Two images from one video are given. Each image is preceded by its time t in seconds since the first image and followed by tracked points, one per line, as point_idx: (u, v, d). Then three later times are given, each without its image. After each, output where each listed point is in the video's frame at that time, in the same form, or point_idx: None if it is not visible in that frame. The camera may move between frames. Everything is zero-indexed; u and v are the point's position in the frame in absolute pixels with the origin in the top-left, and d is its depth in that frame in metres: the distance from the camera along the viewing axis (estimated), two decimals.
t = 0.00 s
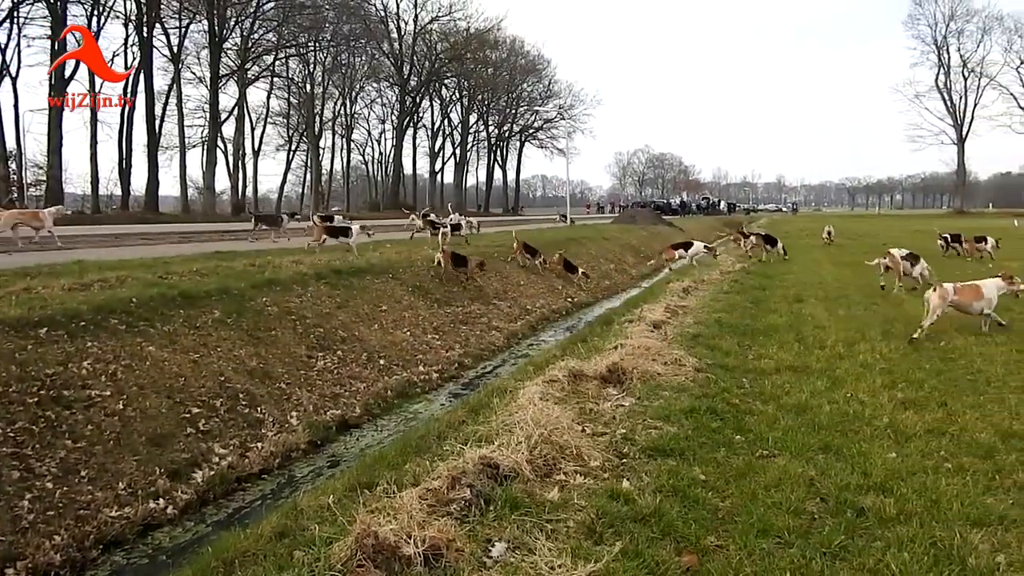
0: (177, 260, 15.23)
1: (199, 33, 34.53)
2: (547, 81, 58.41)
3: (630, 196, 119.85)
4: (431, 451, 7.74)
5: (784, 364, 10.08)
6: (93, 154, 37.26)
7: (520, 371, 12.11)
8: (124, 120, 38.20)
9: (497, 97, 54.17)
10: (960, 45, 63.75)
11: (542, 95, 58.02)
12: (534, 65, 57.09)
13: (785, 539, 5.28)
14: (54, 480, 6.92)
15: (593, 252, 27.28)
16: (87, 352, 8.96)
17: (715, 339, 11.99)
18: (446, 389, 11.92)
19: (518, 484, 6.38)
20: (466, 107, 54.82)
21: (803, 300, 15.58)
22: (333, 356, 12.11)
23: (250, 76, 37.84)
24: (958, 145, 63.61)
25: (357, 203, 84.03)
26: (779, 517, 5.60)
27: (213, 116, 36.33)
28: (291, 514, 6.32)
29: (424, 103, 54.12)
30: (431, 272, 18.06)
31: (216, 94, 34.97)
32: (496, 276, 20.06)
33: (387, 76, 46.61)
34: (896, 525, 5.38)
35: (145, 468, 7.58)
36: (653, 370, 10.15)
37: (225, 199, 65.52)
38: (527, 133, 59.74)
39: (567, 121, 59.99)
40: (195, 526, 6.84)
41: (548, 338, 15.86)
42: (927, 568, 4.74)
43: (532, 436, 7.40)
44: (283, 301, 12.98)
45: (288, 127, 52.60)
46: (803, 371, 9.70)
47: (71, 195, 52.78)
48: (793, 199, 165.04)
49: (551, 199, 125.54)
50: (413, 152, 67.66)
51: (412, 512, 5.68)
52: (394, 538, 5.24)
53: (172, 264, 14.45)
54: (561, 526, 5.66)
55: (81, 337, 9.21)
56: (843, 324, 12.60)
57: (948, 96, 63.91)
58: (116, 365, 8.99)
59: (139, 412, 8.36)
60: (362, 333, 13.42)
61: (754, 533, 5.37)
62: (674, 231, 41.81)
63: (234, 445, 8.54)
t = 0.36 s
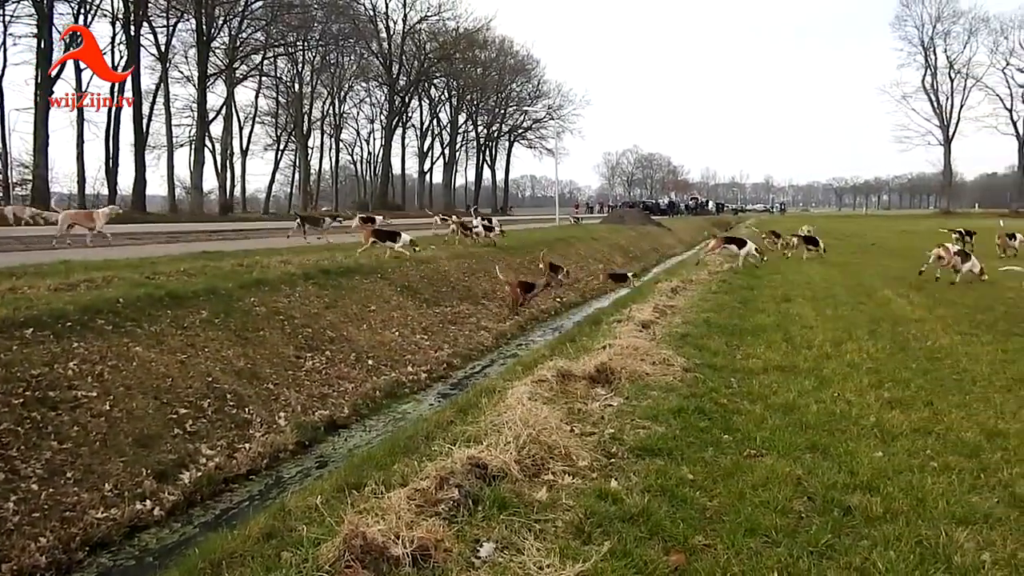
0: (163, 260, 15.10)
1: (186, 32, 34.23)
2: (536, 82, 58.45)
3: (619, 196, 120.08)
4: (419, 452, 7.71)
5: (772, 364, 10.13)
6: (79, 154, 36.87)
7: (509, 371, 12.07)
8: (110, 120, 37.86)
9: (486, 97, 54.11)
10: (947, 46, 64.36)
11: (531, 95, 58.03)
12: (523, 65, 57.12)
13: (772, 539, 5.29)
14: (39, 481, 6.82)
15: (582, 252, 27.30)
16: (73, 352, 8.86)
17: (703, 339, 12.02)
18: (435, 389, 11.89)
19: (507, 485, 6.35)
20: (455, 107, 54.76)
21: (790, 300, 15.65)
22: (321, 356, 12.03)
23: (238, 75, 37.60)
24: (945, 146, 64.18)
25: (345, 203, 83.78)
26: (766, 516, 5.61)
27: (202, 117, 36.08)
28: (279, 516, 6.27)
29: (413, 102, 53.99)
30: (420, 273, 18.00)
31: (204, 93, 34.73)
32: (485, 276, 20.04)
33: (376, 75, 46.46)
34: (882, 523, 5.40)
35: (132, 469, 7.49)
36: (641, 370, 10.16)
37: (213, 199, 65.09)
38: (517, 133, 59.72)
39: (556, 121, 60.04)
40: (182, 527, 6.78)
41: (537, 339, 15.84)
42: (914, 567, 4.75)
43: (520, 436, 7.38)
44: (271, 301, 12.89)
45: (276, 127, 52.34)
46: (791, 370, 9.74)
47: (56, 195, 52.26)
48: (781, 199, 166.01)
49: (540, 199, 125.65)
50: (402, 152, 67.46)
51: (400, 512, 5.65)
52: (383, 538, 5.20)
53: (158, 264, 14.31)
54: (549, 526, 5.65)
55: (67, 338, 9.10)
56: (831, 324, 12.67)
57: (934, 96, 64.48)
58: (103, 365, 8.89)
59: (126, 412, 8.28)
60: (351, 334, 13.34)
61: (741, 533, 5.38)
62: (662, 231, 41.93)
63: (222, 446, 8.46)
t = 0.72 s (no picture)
0: (127, 259, 14.70)
1: (154, 27, 33.48)
2: (508, 81, 58.41)
3: (591, 195, 120.53)
4: (391, 452, 7.62)
5: (743, 363, 10.22)
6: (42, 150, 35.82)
7: (481, 370, 11.99)
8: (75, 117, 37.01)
9: (458, 96, 53.94)
10: (912, 49, 65.82)
11: (503, 94, 57.97)
12: (495, 65, 56.99)
13: (742, 535, 5.32)
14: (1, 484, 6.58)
15: (554, 251, 27.32)
16: (37, 352, 8.59)
17: (675, 338, 12.08)
18: (407, 388, 11.78)
19: (479, 484, 6.30)
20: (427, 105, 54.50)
21: (760, 299, 15.82)
22: (291, 355, 11.85)
23: (207, 72, 37.01)
24: (910, 146, 65.64)
25: (316, 202, 82.94)
26: (736, 513, 5.64)
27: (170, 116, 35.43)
28: (248, 516, 6.14)
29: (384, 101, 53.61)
30: (391, 271, 17.84)
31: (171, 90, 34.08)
32: (457, 275, 19.93)
33: (347, 73, 46.03)
34: (850, 519, 5.46)
35: (98, 471, 7.28)
36: (614, 369, 10.17)
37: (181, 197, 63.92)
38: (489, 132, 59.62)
39: (528, 121, 60.08)
40: (150, 530, 6.61)
41: (509, 338, 15.80)
42: (880, 562, 4.82)
43: (492, 435, 7.33)
44: (241, 300, 12.65)
45: (245, 125, 51.62)
46: (761, 368, 9.84)
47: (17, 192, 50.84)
48: (750, 199, 168.30)
49: (513, 198, 125.73)
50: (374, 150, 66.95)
51: (371, 512, 5.56)
52: (354, 539, 5.11)
53: (123, 263, 13.93)
54: (521, 525, 5.61)
55: (30, 337, 8.81)
56: (800, 323, 12.83)
57: (900, 98, 65.89)
58: (67, 365, 8.63)
59: (92, 413, 8.04)
60: (322, 333, 13.16)
61: (712, 530, 5.39)
62: (634, 230, 42.19)
63: (190, 447, 8.27)
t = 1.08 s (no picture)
0: (107, 259, 14.47)
1: (135, 26, 33.03)
2: (491, 81, 58.29)
3: (575, 195, 120.81)
4: (374, 452, 7.55)
5: (726, 362, 10.27)
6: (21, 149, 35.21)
7: (465, 370, 11.94)
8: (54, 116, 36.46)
9: (441, 95, 53.74)
10: (893, 50, 66.61)
11: (487, 94, 57.84)
12: (478, 64, 56.87)
13: (725, 534, 5.33)
14: None
15: (538, 251, 27.33)
16: (16, 352, 8.44)
17: (659, 338, 12.11)
18: (390, 388, 11.70)
19: (462, 484, 6.25)
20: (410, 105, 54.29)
21: (743, 299, 15.92)
22: (274, 355, 11.73)
23: (188, 71, 36.59)
24: (891, 147, 66.47)
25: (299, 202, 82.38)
26: (719, 512, 5.65)
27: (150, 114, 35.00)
28: (230, 517, 6.05)
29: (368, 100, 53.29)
30: (375, 271, 17.74)
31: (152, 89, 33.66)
32: (441, 275, 19.86)
33: (330, 72, 45.71)
34: (831, 518, 5.49)
35: (78, 472, 7.16)
36: (598, 369, 10.17)
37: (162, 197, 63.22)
38: (472, 132, 59.44)
39: (512, 120, 60.02)
40: (131, 531, 6.50)
41: (493, 337, 15.77)
42: (861, 560, 4.84)
43: (476, 435, 7.29)
44: (222, 300, 12.50)
45: (227, 124, 51.13)
46: (744, 368, 9.89)
47: None
48: (733, 199, 169.63)
49: (498, 198, 125.72)
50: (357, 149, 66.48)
51: (355, 513, 5.51)
52: (336, 540, 5.05)
53: (103, 262, 13.72)
54: (505, 525, 5.58)
55: (8, 338, 8.64)
56: (782, 323, 12.91)
57: (881, 98, 66.70)
58: (47, 366, 8.47)
59: (72, 413, 7.91)
60: (304, 333, 13.04)
61: (695, 529, 5.40)
62: (618, 230, 42.31)
63: (172, 448, 8.15)
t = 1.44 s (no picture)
0: (92, 259, 14.31)
1: (122, 24, 32.74)
2: (480, 81, 58.20)
3: (564, 195, 120.96)
4: (363, 452, 7.51)
5: (714, 362, 10.29)
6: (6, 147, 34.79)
7: (453, 370, 11.89)
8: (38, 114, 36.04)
9: (430, 94, 53.60)
10: (880, 51, 67.00)
11: (476, 93, 57.73)
12: (467, 64, 56.77)
13: (713, 533, 5.34)
14: None
15: (527, 251, 27.31)
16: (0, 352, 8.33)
17: (647, 338, 12.11)
18: (379, 388, 11.64)
19: (451, 484, 6.23)
20: (399, 104, 54.12)
21: (731, 299, 15.97)
22: (261, 356, 11.63)
23: (175, 69, 36.29)
24: (878, 147, 66.98)
25: (286, 202, 81.92)
26: (706, 511, 5.66)
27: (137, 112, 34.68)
28: (218, 518, 5.99)
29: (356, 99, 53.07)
30: (363, 271, 17.65)
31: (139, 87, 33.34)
32: (430, 275, 19.80)
33: (319, 71, 45.46)
34: (818, 516, 5.52)
35: (65, 473, 7.07)
36: (587, 369, 10.16)
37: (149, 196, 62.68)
38: (461, 132, 59.29)
39: (500, 120, 59.95)
40: (118, 532, 6.43)
41: (481, 337, 15.73)
42: (848, 558, 4.87)
43: (465, 435, 7.27)
44: (210, 300, 12.39)
45: (215, 123, 50.76)
46: (732, 368, 9.92)
47: None
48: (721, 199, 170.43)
49: (486, 198, 125.58)
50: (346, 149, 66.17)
51: (343, 513, 5.47)
52: (325, 540, 5.02)
53: (88, 262, 13.55)
54: (494, 524, 5.56)
55: None
56: (770, 322, 12.96)
57: (869, 99, 67.18)
58: (33, 366, 8.37)
59: (58, 414, 7.81)
60: (292, 333, 12.95)
61: (684, 528, 5.41)
62: (606, 230, 42.35)
63: (159, 448, 8.07)
